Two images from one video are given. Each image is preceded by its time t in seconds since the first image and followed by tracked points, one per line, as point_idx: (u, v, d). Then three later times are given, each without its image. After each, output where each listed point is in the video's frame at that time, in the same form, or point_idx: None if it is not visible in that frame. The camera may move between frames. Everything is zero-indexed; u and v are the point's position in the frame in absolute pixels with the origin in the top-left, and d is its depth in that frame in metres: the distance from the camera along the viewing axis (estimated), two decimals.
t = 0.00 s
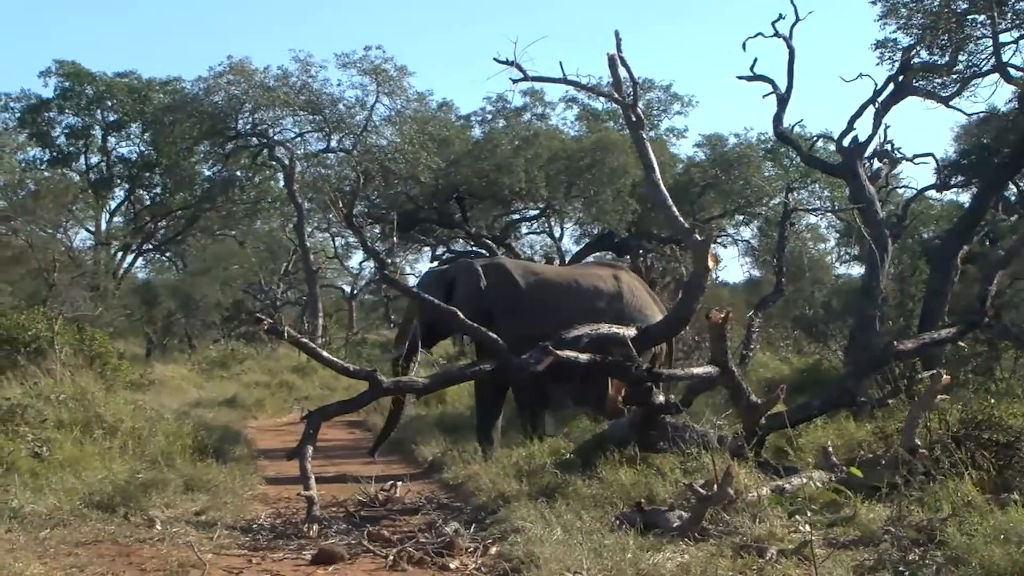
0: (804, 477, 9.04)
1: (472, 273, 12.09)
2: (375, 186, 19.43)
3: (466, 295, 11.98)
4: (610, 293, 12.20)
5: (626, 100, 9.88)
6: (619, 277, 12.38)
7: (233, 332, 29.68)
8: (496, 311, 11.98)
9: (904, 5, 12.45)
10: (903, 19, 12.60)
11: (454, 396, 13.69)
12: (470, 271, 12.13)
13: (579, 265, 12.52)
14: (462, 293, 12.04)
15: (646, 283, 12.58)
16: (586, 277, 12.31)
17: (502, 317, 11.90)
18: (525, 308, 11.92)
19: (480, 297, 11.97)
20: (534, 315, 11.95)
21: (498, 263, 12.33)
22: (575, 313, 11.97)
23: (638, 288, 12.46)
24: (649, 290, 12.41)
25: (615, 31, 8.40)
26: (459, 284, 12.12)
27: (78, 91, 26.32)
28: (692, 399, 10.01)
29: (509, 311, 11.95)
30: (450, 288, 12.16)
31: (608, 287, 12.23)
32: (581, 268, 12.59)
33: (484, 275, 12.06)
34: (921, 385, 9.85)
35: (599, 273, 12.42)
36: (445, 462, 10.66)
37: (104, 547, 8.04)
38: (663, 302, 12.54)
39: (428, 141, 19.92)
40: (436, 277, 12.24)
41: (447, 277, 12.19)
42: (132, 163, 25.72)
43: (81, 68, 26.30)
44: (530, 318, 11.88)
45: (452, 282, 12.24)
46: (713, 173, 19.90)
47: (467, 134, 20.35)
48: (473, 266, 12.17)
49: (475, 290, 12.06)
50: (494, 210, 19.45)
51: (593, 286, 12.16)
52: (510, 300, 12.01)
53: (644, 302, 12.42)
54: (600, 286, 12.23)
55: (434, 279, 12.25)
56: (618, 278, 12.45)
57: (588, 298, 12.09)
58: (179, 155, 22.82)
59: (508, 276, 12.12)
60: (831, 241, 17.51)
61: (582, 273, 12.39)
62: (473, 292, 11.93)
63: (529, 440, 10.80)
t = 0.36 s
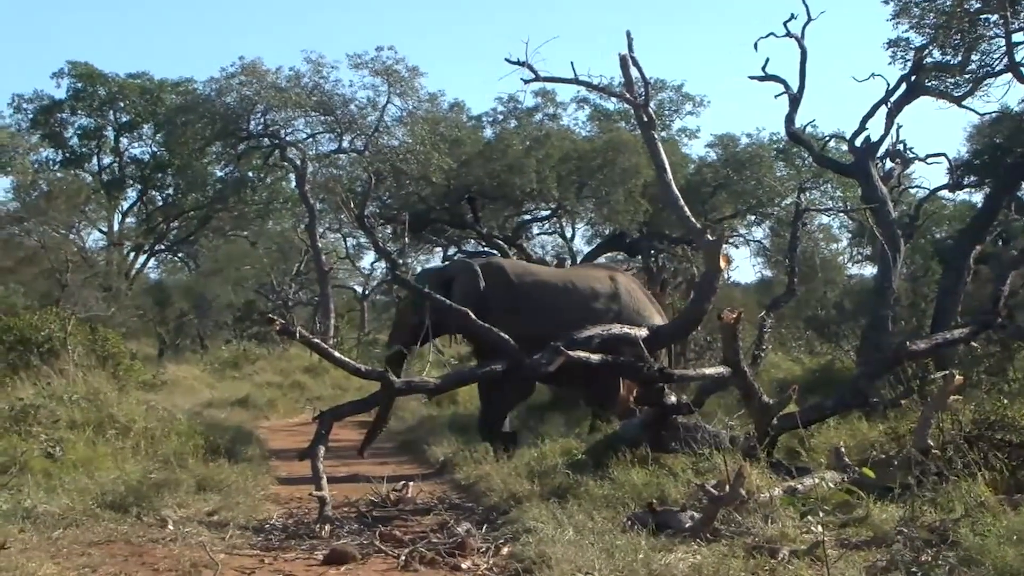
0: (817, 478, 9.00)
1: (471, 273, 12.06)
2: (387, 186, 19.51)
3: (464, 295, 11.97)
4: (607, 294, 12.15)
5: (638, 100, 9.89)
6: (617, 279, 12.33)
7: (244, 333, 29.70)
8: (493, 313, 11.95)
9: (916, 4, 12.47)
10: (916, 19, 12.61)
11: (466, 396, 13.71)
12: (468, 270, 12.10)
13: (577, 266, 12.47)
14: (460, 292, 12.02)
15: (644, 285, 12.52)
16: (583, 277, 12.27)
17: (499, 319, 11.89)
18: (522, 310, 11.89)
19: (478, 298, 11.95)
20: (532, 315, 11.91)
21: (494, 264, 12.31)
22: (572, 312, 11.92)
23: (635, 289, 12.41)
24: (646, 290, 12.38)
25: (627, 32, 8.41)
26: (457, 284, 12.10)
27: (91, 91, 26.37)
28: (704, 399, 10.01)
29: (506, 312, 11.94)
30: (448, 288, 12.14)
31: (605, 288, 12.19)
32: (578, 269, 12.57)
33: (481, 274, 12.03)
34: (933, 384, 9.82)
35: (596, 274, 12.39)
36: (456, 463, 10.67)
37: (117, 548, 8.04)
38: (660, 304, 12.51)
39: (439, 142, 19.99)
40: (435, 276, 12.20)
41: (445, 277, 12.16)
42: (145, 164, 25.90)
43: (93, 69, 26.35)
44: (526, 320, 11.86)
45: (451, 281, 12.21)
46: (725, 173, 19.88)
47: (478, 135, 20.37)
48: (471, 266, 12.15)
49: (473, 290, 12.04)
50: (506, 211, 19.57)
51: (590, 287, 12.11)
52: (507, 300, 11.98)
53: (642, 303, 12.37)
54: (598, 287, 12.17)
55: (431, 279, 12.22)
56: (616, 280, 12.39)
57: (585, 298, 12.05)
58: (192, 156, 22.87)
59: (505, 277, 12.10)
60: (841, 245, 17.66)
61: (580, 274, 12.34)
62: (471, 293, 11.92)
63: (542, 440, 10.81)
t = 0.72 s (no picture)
0: (829, 477, 8.97)
1: (474, 272, 11.88)
2: (400, 185, 19.51)
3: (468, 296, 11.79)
4: (606, 294, 12.18)
5: (651, 99, 9.85)
6: (614, 278, 12.37)
7: (257, 332, 29.76)
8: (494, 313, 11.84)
9: (930, 2, 12.42)
10: (930, 17, 12.56)
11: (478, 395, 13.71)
12: (471, 269, 11.91)
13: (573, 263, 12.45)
14: (463, 292, 11.85)
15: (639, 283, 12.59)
16: (581, 276, 12.27)
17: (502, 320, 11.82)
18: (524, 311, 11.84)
19: (481, 299, 11.80)
20: (531, 313, 11.88)
21: (492, 262, 12.25)
22: (571, 311, 11.91)
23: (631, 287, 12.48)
24: (641, 288, 12.44)
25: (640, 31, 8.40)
26: (459, 282, 11.90)
27: (105, 91, 26.43)
28: (716, 397, 10.00)
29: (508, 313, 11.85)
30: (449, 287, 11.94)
31: (604, 287, 12.21)
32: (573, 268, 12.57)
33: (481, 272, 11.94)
34: (947, 383, 9.79)
35: (594, 272, 12.40)
36: (468, 462, 10.67)
37: (130, 546, 8.06)
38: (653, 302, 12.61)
39: (451, 140, 20.01)
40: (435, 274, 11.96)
41: (444, 275, 12.03)
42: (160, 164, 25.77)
43: (107, 69, 26.44)
44: (528, 321, 11.80)
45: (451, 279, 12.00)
46: (738, 172, 19.86)
47: (490, 133, 20.32)
48: (470, 263, 12.06)
49: (477, 290, 11.88)
50: (519, 209, 19.58)
51: (590, 287, 12.12)
52: (506, 297, 11.93)
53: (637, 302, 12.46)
54: (597, 286, 12.19)
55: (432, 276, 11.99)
56: (612, 277, 12.43)
57: (584, 296, 12.06)
58: (206, 155, 22.91)
59: (504, 275, 12.03)
60: (855, 243, 17.63)
61: (578, 272, 12.33)
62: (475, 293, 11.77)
63: (554, 439, 10.80)
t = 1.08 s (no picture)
0: (847, 477, 8.95)
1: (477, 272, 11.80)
2: (416, 185, 19.56)
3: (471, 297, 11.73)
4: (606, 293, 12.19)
5: (667, 98, 9.86)
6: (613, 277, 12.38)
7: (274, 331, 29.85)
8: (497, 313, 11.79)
9: (948, 1, 12.40)
10: (947, 16, 12.54)
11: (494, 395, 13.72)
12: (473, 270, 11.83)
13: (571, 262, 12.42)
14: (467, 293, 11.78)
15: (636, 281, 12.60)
16: (580, 276, 12.26)
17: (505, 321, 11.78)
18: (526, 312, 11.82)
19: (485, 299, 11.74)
20: (531, 313, 11.87)
21: (492, 261, 12.18)
22: (572, 311, 11.92)
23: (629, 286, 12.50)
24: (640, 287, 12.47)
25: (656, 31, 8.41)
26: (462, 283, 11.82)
27: (122, 91, 26.60)
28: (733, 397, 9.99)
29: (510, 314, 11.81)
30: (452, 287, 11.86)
31: (604, 287, 12.22)
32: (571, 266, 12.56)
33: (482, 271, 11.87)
34: (964, 383, 9.75)
35: (593, 271, 12.39)
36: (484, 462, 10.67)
37: (148, 544, 8.10)
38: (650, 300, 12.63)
39: (467, 140, 20.07)
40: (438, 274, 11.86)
41: (443, 274, 11.94)
42: (177, 164, 26.03)
43: (125, 69, 26.61)
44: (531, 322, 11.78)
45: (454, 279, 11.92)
46: (754, 172, 19.85)
47: (506, 133, 20.32)
48: (469, 264, 11.99)
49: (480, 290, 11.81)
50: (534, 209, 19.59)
51: (590, 286, 12.12)
52: (509, 298, 11.88)
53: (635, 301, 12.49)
54: (597, 285, 12.19)
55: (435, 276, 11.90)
56: (611, 277, 12.44)
57: (583, 295, 12.06)
58: (224, 155, 23.01)
59: (506, 275, 11.97)
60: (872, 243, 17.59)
61: (577, 272, 12.32)
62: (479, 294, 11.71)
63: (570, 439, 10.80)
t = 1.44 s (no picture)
0: (862, 477, 8.92)
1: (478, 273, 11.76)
2: (429, 186, 19.57)
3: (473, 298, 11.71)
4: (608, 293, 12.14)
5: (682, 99, 9.84)
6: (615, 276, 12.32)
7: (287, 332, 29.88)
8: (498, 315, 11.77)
9: (963, 1, 12.37)
10: (962, 16, 12.51)
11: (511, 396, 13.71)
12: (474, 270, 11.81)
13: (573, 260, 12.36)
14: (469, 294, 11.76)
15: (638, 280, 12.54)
16: (583, 275, 12.20)
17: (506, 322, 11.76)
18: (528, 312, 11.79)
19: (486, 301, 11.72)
20: (530, 313, 11.84)
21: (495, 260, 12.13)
22: (574, 311, 11.87)
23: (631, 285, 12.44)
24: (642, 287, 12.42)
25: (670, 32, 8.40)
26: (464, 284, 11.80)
27: (137, 93, 26.66)
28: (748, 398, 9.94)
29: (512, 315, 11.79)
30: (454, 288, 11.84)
31: (607, 286, 12.16)
32: (573, 266, 12.50)
33: (480, 272, 11.87)
34: (980, 384, 9.71)
35: (595, 270, 12.33)
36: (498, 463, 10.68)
37: (162, 545, 8.11)
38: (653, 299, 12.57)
39: (481, 141, 20.05)
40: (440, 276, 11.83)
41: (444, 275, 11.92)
42: (191, 165, 26.11)
43: (140, 70, 26.66)
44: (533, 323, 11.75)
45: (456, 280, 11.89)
46: (769, 172, 19.82)
47: (520, 134, 20.29)
48: (470, 264, 11.95)
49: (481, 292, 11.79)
50: (548, 210, 19.59)
51: (592, 286, 12.06)
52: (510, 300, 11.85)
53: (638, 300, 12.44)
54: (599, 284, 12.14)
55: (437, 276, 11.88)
56: (613, 275, 12.38)
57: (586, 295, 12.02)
58: (238, 156, 23.07)
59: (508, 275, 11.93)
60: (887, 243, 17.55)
61: (580, 271, 12.26)
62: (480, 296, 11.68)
63: (584, 440, 10.79)
